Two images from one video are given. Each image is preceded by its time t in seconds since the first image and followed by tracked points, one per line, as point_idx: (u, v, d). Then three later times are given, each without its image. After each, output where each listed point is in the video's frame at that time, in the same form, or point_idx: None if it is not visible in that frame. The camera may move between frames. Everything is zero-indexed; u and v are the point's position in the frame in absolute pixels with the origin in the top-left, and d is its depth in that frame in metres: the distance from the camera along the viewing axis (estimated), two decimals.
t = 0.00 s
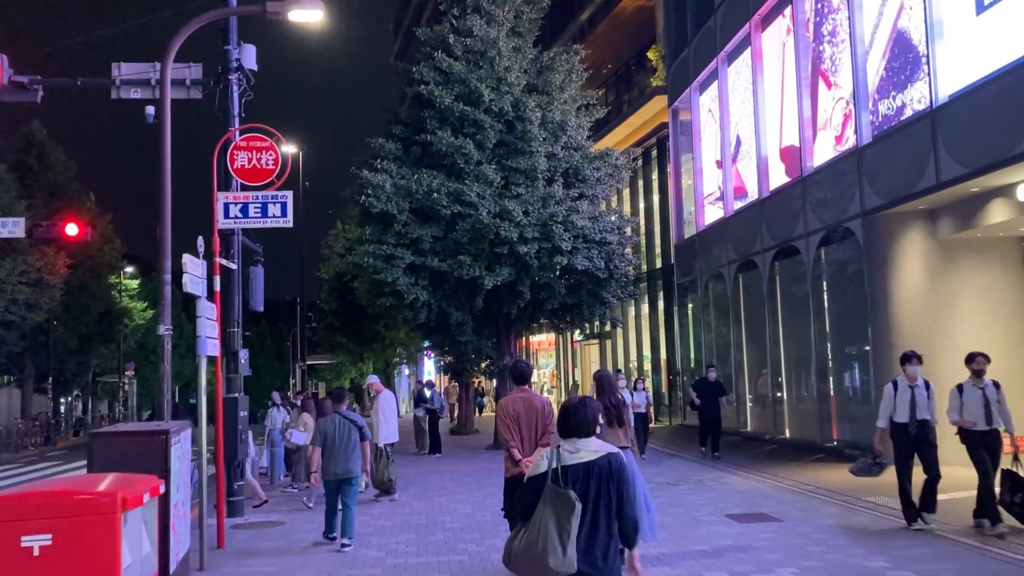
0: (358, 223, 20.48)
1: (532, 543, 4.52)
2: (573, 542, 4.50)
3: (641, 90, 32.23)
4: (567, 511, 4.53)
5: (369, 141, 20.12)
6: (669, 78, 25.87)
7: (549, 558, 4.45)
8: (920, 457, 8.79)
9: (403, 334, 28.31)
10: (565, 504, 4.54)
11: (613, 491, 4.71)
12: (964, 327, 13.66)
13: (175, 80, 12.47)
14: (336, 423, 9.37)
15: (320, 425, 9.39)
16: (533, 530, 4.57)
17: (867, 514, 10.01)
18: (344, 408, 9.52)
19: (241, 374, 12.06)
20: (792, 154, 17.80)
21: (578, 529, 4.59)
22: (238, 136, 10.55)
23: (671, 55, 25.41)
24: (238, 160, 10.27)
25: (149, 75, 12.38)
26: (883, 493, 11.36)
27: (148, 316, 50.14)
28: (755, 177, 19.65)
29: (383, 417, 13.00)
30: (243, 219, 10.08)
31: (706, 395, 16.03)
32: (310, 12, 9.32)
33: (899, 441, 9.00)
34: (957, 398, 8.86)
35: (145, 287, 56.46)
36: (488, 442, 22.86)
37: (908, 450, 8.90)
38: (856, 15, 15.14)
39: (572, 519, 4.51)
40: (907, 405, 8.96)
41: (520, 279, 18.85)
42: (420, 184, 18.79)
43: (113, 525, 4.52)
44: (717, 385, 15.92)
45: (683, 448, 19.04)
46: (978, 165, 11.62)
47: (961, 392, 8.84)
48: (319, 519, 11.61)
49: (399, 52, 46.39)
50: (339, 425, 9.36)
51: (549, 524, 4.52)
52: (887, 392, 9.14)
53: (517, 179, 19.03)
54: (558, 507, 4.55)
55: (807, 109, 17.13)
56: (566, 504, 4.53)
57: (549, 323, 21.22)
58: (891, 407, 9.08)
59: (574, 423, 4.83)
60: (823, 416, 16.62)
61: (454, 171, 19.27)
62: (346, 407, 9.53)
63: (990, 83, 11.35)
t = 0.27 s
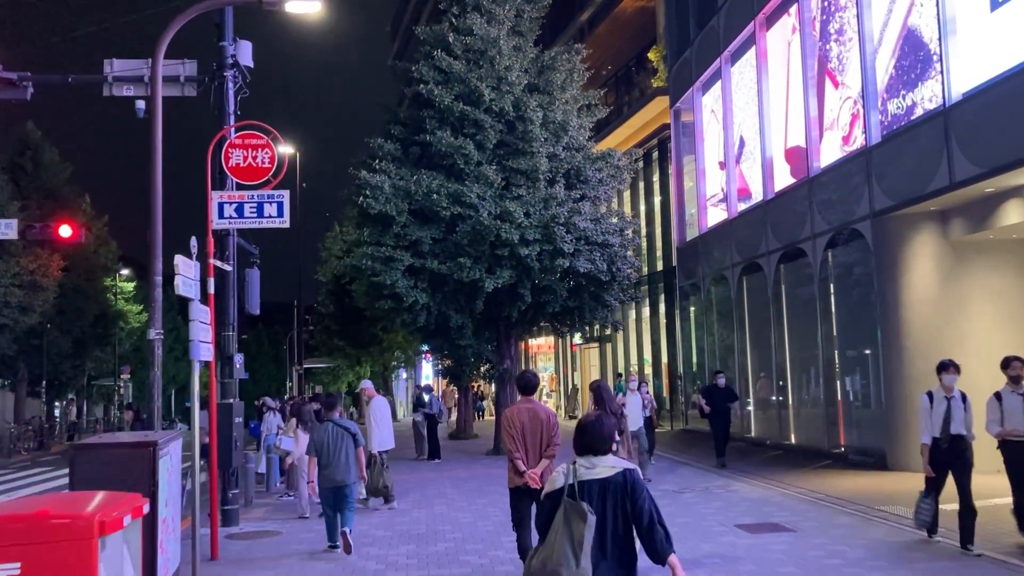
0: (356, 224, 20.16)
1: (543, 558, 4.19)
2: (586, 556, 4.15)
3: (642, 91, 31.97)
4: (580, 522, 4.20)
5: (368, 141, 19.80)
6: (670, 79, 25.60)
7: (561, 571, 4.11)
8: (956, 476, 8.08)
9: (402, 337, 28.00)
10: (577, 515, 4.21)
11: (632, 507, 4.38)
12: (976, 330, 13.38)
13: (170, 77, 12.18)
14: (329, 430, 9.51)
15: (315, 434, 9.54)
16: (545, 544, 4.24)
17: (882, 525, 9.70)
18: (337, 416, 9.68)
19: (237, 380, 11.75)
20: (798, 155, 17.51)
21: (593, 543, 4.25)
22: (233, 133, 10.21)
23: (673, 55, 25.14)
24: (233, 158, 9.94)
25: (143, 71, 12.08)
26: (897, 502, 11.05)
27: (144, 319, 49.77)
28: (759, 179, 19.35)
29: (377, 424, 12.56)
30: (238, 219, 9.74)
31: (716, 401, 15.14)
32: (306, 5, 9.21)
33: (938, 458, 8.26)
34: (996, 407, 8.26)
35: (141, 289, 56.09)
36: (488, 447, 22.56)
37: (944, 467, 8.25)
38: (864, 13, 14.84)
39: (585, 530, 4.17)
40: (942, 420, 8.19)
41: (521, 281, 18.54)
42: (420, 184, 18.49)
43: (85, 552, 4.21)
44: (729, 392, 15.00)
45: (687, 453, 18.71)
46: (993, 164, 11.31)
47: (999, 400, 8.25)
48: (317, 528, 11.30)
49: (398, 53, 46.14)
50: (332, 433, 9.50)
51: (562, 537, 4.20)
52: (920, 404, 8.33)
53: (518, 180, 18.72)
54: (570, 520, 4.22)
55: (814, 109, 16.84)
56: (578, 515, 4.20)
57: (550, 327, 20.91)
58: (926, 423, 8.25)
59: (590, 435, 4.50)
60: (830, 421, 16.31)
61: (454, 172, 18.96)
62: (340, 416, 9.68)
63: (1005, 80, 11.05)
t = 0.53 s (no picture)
0: (351, 223, 19.84)
1: (572, 552, 4.32)
2: (614, 550, 4.30)
3: (640, 90, 31.68)
4: (606, 516, 4.33)
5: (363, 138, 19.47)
6: (669, 77, 25.33)
7: (592, 566, 4.25)
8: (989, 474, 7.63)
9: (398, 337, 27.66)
10: (604, 509, 4.33)
11: (649, 495, 4.51)
12: (986, 329, 13.11)
13: (160, 68, 11.86)
14: (321, 430, 9.49)
15: (306, 432, 9.49)
16: (571, 537, 4.36)
17: (894, 529, 9.41)
18: (329, 415, 9.65)
19: (228, 379, 11.43)
20: (801, 152, 17.23)
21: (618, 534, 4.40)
22: (225, 125, 9.91)
23: (672, 53, 24.86)
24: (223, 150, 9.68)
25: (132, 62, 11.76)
26: (907, 505, 10.76)
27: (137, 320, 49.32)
28: (761, 177, 19.07)
29: (361, 424, 12.27)
30: (229, 212, 9.43)
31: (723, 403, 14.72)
32: None
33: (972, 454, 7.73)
34: None
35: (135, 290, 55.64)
36: (486, 449, 22.23)
37: (982, 464, 7.66)
38: (870, 6, 14.57)
39: (612, 525, 4.31)
40: (980, 412, 7.75)
41: (519, 281, 18.23)
42: (416, 182, 18.18)
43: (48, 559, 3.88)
44: (736, 392, 14.68)
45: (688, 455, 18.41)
46: (1004, 159, 11.05)
47: None
48: (310, 531, 10.98)
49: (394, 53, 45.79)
50: (324, 431, 9.48)
51: (590, 530, 4.32)
52: (953, 396, 7.87)
53: (516, 178, 18.42)
54: (596, 513, 4.34)
55: (817, 105, 16.56)
56: (605, 509, 4.33)
57: (549, 327, 20.60)
58: (960, 414, 7.80)
59: (605, 426, 4.59)
60: (835, 422, 16.02)
61: (451, 170, 18.65)
62: (331, 415, 9.66)
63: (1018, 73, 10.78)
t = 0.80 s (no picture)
0: (346, 224, 19.51)
1: (582, 568, 4.58)
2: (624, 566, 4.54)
3: (638, 91, 31.38)
4: (618, 534, 4.57)
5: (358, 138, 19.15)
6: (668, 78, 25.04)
7: None
8: None
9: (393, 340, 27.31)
10: (614, 528, 4.57)
11: (658, 514, 4.71)
12: (995, 333, 12.83)
13: (147, 64, 11.52)
14: (315, 438, 9.22)
15: (299, 441, 9.25)
16: (581, 553, 4.62)
17: (905, 540, 9.11)
18: (324, 422, 9.42)
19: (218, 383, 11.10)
20: (804, 153, 16.95)
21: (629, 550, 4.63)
22: (213, 122, 9.58)
23: (672, 53, 24.57)
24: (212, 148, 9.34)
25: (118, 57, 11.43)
26: (916, 515, 10.48)
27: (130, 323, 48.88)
28: (762, 178, 18.78)
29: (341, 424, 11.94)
30: (219, 212, 9.11)
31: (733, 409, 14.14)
32: None
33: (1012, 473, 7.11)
34: None
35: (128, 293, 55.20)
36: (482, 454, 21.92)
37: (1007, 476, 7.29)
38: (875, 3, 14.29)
39: (622, 543, 4.54)
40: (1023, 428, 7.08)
41: (517, 283, 17.92)
42: (412, 183, 17.86)
43: None
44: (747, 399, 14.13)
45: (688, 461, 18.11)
46: (1015, 159, 10.78)
47: None
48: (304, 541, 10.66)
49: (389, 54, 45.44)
50: (318, 439, 9.22)
51: (601, 546, 4.57)
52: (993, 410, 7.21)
53: (514, 179, 18.11)
54: (608, 530, 4.58)
55: (820, 104, 16.28)
56: (616, 527, 4.57)
57: (547, 330, 20.29)
58: (998, 429, 7.17)
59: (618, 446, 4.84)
60: (838, 428, 15.76)
61: (447, 170, 18.34)
62: (326, 422, 9.43)
63: None
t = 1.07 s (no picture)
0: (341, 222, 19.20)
1: (596, 551, 4.47)
2: (637, 547, 4.46)
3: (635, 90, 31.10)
4: (630, 514, 4.50)
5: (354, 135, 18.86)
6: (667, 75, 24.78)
7: (616, 565, 4.41)
8: None
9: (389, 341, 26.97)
10: (627, 507, 4.51)
11: (670, 498, 4.68)
12: (1005, 332, 12.59)
13: (136, 55, 11.24)
14: (306, 435, 9.10)
15: (290, 438, 9.12)
16: (595, 537, 4.51)
17: (919, 543, 8.85)
18: (314, 419, 9.25)
19: (209, 382, 10.79)
20: (806, 149, 16.69)
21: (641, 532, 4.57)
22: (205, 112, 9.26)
23: (671, 50, 24.32)
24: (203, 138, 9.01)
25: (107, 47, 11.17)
26: (928, 517, 10.21)
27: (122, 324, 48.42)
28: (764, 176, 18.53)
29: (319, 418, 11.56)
30: (211, 205, 8.80)
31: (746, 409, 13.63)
32: None
33: None
34: None
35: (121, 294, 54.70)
36: (479, 456, 21.62)
37: None
38: None
39: (635, 522, 4.47)
40: None
41: (515, 282, 17.63)
42: (409, 180, 17.57)
43: None
44: (761, 398, 13.66)
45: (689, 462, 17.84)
46: None
47: None
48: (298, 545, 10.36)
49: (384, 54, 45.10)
50: (309, 436, 9.09)
51: (612, 526, 4.49)
52: None
53: (512, 176, 17.83)
54: (620, 510, 4.52)
55: (824, 99, 16.02)
56: (629, 509, 4.50)
57: (545, 330, 20.00)
58: None
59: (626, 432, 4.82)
60: (842, 429, 15.52)
61: (444, 167, 18.05)
62: (316, 418, 9.27)
63: None
